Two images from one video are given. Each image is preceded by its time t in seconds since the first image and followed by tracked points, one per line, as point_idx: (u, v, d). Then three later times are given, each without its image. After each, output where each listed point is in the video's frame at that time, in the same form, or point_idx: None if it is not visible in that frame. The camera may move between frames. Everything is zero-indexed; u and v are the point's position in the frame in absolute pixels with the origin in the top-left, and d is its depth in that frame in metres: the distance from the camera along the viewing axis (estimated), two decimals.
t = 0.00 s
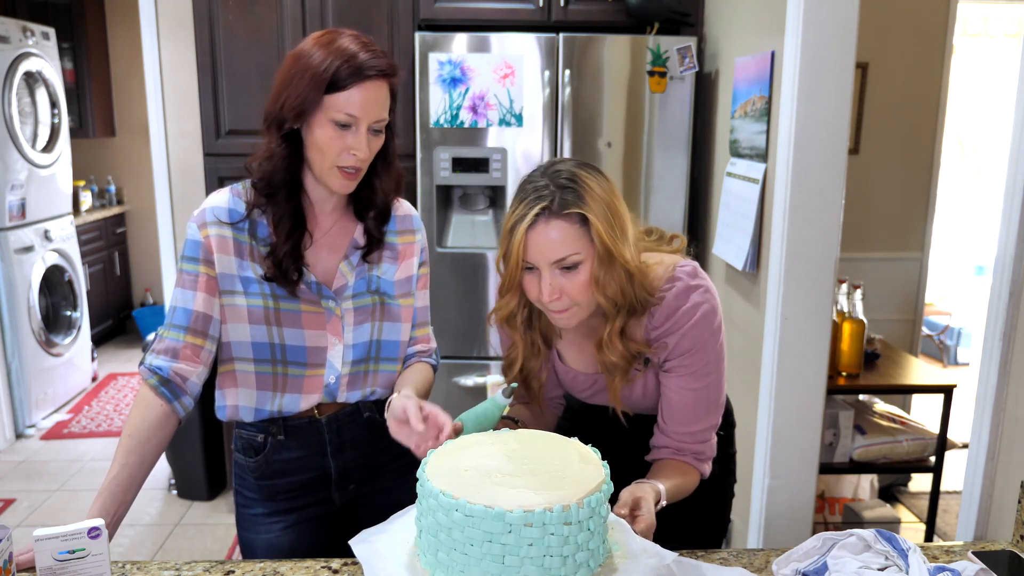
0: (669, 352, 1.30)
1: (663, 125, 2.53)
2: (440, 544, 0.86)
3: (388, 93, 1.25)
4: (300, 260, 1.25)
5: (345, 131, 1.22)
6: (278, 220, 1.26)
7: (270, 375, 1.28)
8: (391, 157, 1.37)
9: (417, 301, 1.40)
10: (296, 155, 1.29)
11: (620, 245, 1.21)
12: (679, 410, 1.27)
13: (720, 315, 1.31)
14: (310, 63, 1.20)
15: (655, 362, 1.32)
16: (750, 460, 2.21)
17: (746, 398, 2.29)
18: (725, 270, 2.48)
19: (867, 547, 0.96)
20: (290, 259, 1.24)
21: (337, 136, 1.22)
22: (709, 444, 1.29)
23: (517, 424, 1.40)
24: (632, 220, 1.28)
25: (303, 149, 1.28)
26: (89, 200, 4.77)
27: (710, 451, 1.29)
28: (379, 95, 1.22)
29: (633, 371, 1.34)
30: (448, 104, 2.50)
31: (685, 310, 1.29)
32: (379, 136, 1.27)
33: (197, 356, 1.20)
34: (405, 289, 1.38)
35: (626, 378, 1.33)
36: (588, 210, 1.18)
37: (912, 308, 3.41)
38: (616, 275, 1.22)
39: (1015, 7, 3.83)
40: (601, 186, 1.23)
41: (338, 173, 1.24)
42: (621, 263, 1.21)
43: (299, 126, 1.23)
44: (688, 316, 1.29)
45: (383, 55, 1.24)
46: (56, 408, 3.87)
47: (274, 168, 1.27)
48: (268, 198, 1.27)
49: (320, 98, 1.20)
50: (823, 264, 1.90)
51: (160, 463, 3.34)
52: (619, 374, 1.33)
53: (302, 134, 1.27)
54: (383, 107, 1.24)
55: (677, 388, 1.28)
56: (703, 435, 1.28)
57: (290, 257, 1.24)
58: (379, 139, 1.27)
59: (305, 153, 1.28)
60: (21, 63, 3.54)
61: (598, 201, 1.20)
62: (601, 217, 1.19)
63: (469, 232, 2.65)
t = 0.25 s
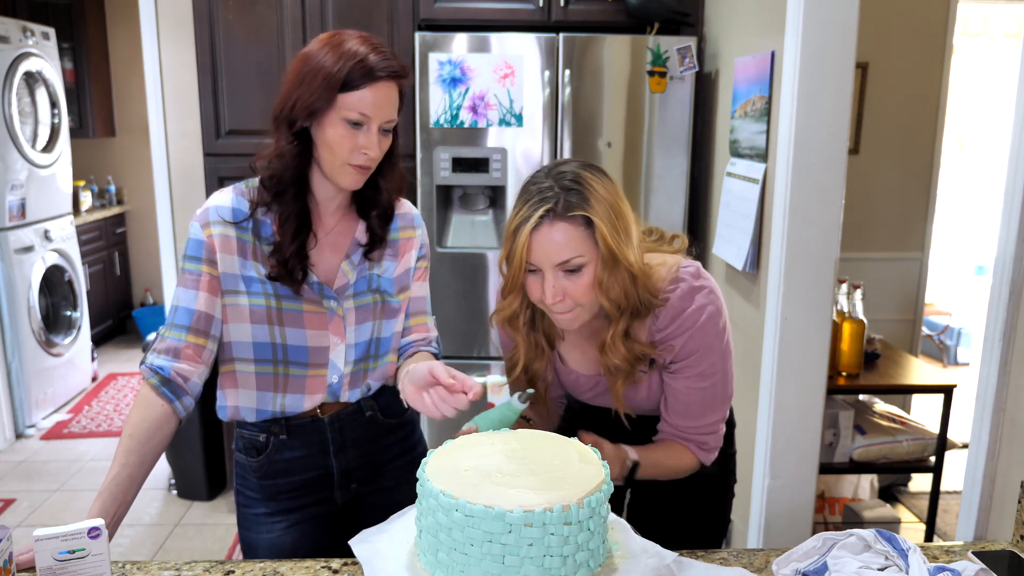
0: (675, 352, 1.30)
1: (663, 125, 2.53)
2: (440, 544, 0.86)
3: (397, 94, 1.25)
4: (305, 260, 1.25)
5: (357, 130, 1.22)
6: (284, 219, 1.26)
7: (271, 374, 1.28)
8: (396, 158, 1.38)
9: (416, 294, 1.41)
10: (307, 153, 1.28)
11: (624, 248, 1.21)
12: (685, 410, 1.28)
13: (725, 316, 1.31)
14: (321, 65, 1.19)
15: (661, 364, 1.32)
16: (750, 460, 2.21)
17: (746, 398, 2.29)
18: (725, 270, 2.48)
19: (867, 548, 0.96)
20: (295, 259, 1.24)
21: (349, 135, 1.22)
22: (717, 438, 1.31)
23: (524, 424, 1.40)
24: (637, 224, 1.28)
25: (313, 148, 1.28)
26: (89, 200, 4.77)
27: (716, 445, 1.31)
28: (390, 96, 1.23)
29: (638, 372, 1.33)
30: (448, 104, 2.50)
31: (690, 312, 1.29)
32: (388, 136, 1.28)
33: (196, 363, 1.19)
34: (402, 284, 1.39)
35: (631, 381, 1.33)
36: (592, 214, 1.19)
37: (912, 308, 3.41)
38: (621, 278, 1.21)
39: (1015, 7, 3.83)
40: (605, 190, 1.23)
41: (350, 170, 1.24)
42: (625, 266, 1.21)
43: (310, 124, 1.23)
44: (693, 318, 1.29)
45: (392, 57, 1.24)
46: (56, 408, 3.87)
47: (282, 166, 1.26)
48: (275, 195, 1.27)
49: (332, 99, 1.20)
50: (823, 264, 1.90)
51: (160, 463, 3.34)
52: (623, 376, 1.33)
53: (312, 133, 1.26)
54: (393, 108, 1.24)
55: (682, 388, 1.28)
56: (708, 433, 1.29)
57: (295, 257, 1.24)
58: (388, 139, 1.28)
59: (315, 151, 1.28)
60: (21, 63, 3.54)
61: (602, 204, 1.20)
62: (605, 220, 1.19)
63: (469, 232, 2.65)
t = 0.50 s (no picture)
0: (673, 351, 1.30)
1: (663, 125, 2.53)
2: (440, 544, 0.87)
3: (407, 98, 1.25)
4: (312, 261, 1.26)
5: (367, 133, 1.22)
6: (291, 220, 1.26)
7: (275, 374, 1.28)
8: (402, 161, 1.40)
9: (418, 297, 1.40)
10: (317, 154, 1.28)
11: (630, 249, 1.21)
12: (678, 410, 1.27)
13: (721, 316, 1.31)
14: (333, 69, 1.20)
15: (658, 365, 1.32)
16: (750, 460, 2.21)
17: (746, 398, 2.29)
18: (725, 270, 2.49)
19: (867, 548, 0.96)
20: (303, 260, 1.25)
21: (359, 138, 1.22)
22: (708, 443, 1.29)
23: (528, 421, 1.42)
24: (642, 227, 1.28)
25: (322, 148, 1.28)
26: (89, 200, 4.77)
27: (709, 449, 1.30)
28: (401, 99, 1.23)
29: (638, 372, 1.33)
30: (448, 104, 2.50)
31: (690, 310, 1.29)
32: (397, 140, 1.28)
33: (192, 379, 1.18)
34: (406, 287, 1.39)
35: (632, 380, 1.33)
36: (599, 214, 1.19)
37: (912, 308, 3.41)
38: (625, 278, 1.22)
39: (1015, 7, 3.83)
40: (613, 193, 1.23)
41: (358, 171, 1.24)
42: (629, 266, 1.21)
43: (320, 126, 1.23)
44: (692, 317, 1.29)
45: (403, 61, 1.24)
46: (56, 408, 3.87)
47: (291, 168, 1.27)
48: (284, 195, 1.27)
49: (343, 101, 1.20)
50: (823, 264, 1.90)
51: (160, 463, 3.34)
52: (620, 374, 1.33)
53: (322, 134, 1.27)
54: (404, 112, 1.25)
55: (678, 388, 1.28)
56: (701, 435, 1.28)
57: (303, 258, 1.25)
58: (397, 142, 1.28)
59: (324, 151, 1.28)
60: (21, 63, 3.54)
61: (609, 205, 1.20)
62: (612, 220, 1.19)
63: (469, 232, 2.64)
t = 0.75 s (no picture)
0: (672, 351, 1.30)
1: (663, 125, 2.53)
2: (440, 545, 0.86)
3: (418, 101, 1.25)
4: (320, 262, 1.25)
5: (378, 136, 1.22)
6: (298, 221, 1.25)
7: (280, 374, 1.28)
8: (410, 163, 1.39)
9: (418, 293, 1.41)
10: (327, 157, 1.28)
11: (632, 250, 1.22)
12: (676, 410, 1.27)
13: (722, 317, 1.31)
14: (345, 73, 1.20)
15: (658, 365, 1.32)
16: (750, 460, 2.21)
17: (746, 398, 2.29)
18: (725, 270, 2.48)
19: (867, 548, 0.96)
20: (311, 261, 1.24)
21: (370, 140, 1.22)
22: (703, 445, 1.28)
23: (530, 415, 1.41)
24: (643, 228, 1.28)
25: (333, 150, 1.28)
26: (89, 200, 4.77)
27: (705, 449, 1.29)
28: (412, 103, 1.23)
29: (638, 373, 1.33)
30: (448, 104, 2.50)
31: (690, 310, 1.29)
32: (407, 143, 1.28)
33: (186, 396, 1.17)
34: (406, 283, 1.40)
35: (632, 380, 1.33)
36: (602, 215, 1.19)
37: (912, 308, 3.41)
38: (628, 279, 1.22)
39: (1015, 7, 3.83)
40: (615, 194, 1.24)
41: (367, 174, 1.25)
42: (631, 267, 1.21)
43: (331, 128, 1.23)
44: (693, 317, 1.29)
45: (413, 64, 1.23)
46: (56, 408, 3.87)
47: (301, 169, 1.26)
48: (293, 197, 1.26)
49: (355, 105, 1.20)
50: (823, 263, 1.90)
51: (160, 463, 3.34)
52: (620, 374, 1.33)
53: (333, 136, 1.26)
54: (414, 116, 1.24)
55: (676, 387, 1.27)
56: (698, 435, 1.27)
57: (311, 259, 1.24)
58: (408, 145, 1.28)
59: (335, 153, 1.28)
60: (21, 63, 3.54)
61: (612, 207, 1.21)
62: (615, 222, 1.20)
63: (469, 232, 2.64)
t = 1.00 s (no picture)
0: (672, 350, 1.30)
1: (663, 125, 2.53)
2: (439, 545, 0.87)
3: (421, 102, 1.25)
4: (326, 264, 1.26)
5: (381, 138, 1.22)
6: (303, 223, 1.26)
7: (283, 374, 1.28)
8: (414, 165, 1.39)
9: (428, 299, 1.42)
10: (331, 158, 1.28)
11: (634, 250, 1.22)
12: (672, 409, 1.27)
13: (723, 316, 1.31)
14: (348, 73, 1.19)
15: (658, 364, 1.32)
16: (750, 460, 2.21)
17: (746, 398, 2.29)
18: (725, 270, 2.48)
19: (867, 548, 0.96)
20: (316, 263, 1.25)
21: (372, 142, 1.22)
22: (699, 446, 1.28)
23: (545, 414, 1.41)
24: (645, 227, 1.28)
25: (337, 151, 1.28)
26: (89, 200, 4.77)
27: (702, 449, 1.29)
28: (415, 104, 1.22)
29: (640, 372, 1.33)
30: (448, 104, 2.50)
31: (691, 310, 1.29)
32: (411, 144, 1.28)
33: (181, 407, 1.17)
34: (416, 289, 1.40)
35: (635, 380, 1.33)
36: (605, 215, 1.19)
37: (912, 308, 3.41)
38: (630, 279, 1.22)
39: (1015, 7, 3.83)
40: (617, 194, 1.24)
41: (370, 176, 1.25)
42: (634, 268, 1.21)
43: (334, 130, 1.23)
44: (694, 316, 1.29)
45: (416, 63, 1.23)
46: (56, 408, 3.87)
47: (305, 171, 1.25)
48: (297, 199, 1.26)
49: (357, 107, 1.20)
50: (823, 263, 1.90)
51: (160, 463, 3.34)
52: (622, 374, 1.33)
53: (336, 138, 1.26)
54: (418, 117, 1.24)
55: (674, 386, 1.27)
56: (694, 435, 1.27)
57: (317, 261, 1.25)
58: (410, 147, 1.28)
59: (338, 154, 1.28)
60: (21, 63, 3.54)
61: (614, 207, 1.21)
62: (617, 222, 1.20)
63: (469, 232, 2.64)
